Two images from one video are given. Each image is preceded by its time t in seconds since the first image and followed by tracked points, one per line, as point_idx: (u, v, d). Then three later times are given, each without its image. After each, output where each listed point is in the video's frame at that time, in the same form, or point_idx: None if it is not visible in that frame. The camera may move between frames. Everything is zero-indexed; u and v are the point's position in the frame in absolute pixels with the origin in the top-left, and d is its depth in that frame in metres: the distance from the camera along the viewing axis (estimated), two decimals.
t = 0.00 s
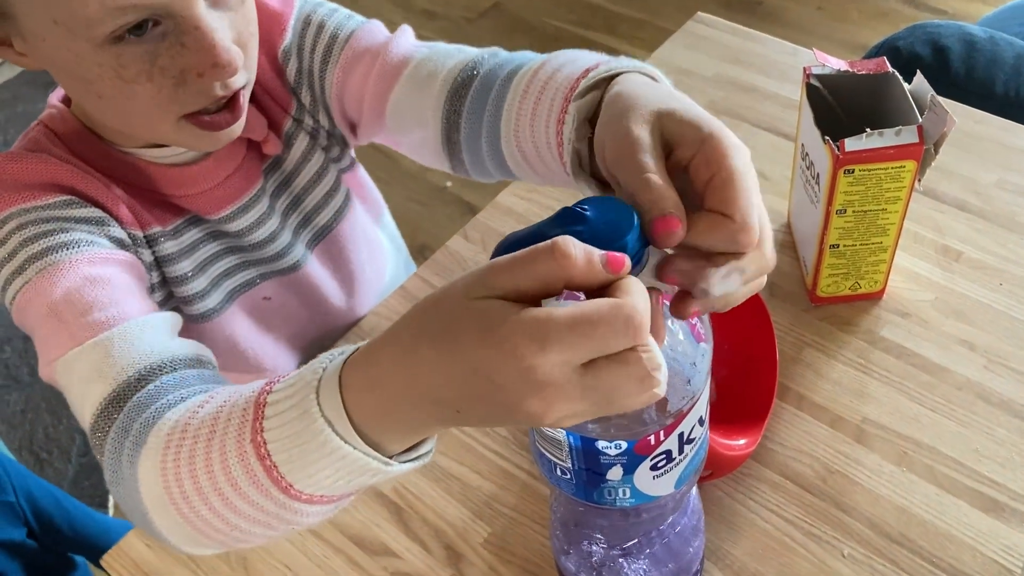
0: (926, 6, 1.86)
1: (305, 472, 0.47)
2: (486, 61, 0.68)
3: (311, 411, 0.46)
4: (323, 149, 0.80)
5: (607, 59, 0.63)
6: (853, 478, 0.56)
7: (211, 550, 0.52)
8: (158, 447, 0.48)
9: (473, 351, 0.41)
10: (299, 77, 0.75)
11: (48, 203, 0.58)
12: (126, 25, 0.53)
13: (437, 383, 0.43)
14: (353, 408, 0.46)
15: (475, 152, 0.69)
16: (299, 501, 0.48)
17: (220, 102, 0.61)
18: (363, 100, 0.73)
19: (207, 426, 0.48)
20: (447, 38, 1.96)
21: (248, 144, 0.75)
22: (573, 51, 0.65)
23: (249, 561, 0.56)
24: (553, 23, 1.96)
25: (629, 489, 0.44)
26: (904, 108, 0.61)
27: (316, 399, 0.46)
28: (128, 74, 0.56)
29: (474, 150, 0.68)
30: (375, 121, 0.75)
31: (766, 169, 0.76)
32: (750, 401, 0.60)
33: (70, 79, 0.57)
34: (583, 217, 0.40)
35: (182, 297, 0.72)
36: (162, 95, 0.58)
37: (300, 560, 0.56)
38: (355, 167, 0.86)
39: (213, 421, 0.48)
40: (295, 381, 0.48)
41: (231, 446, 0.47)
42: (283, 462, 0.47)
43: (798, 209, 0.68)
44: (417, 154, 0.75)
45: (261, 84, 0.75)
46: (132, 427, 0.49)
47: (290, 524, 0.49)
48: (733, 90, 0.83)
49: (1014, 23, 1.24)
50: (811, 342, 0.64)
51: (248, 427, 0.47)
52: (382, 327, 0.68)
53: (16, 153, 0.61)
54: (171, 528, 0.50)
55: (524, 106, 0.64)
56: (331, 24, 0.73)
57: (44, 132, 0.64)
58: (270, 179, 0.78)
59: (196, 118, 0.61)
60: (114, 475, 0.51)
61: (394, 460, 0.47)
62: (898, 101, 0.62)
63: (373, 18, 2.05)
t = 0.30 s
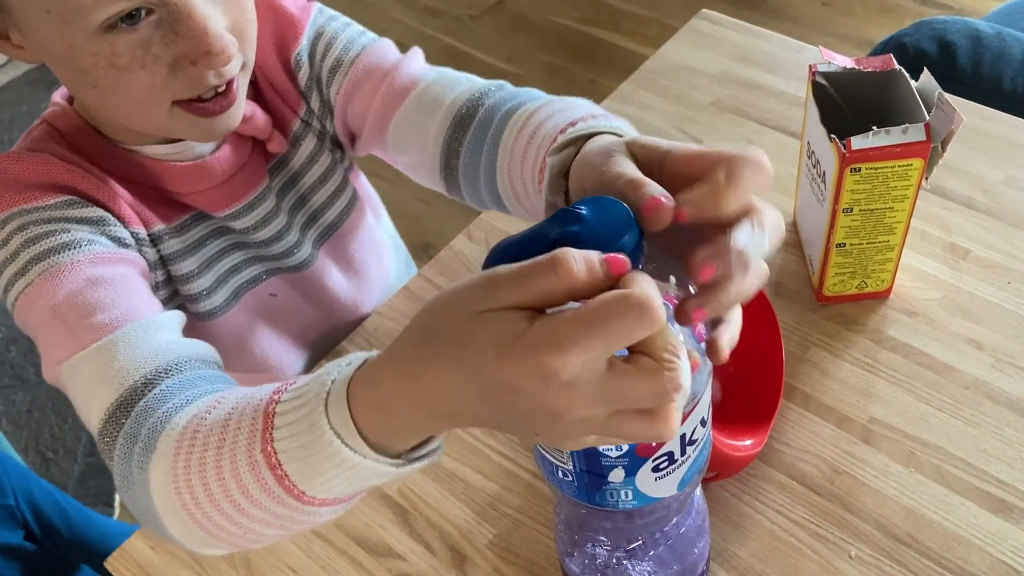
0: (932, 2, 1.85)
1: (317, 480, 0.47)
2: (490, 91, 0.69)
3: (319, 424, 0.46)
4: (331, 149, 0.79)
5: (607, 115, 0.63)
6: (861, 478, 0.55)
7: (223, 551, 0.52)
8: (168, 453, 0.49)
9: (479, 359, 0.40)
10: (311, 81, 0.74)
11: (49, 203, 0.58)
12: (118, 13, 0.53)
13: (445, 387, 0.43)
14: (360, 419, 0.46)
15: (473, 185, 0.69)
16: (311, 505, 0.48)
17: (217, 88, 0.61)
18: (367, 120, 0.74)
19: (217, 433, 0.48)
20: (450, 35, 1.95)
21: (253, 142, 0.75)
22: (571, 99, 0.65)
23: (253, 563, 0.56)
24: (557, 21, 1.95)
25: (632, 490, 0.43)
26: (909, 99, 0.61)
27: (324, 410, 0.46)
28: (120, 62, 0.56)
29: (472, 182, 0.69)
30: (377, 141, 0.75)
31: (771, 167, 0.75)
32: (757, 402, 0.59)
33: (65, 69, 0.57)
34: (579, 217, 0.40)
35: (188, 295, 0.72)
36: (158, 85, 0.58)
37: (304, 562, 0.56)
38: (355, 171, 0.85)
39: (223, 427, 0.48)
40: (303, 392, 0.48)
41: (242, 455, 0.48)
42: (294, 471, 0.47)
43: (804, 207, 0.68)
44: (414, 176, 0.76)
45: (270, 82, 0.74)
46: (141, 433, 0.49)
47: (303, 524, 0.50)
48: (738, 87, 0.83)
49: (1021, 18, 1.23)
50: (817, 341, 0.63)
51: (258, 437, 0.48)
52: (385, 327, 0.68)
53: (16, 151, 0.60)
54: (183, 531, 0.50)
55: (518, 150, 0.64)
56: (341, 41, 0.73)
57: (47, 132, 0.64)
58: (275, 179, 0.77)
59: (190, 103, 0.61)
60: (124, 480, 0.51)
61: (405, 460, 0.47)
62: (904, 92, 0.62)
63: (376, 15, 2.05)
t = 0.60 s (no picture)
0: None
1: (308, 487, 0.47)
2: (496, 107, 0.69)
3: (311, 430, 0.47)
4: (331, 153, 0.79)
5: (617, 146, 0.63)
6: (868, 479, 0.55)
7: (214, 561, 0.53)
8: (162, 463, 0.49)
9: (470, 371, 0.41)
10: (315, 87, 0.74)
11: (43, 211, 0.58)
12: (104, 7, 0.53)
13: (435, 394, 0.43)
14: (352, 427, 0.46)
15: (474, 200, 0.69)
16: (301, 514, 0.49)
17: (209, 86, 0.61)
18: (371, 130, 0.74)
19: (211, 441, 0.49)
20: (456, 34, 1.95)
21: (250, 146, 0.75)
22: (581, 122, 0.66)
23: (260, 564, 0.56)
24: (563, 18, 1.95)
25: (630, 494, 0.43)
26: (917, 97, 0.61)
27: (316, 417, 0.47)
28: (111, 61, 0.56)
29: (474, 197, 0.69)
30: (380, 153, 0.75)
31: (777, 166, 0.75)
32: (758, 399, 0.60)
33: (58, 66, 0.57)
34: (580, 215, 0.38)
35: (184, 299, 0.72)
36: (151, 83, 0.58)
37: (311, 564, 0.56)
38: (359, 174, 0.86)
39: (217, 435, 0.49)
40: (296, 400, 0.48)
41: (234, 462, 0.48)
42: (285, 479, 0.48)
43: (811, 207, 0.68)
44: (416, 188, 0.76)
45: (274, 84, 0.74)
46: (135, 443, 0.50)
47: (294, 533, 0.50)
48: (744, 86, 0.82)
49: None
50: (825, 341, 0.63)
51: (250, 445, 0.48)
52: (391, 328, 0.68)
53: (12, 159, 0.61)
54: (175, 539, 0.51)
55: (525, 168, 0.65)
56: (347, 50, 0.73)
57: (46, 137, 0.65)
58: (273, 183, 0.77)
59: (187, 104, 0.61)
60: (118, 489, 0.51)
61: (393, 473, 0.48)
62: (912, 90, 0.62)
63: (381, 14, 2.04)
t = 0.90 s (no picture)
0: None
1: (297, 519, 0.47)
2: (513, 115, 0.68)
3: (305, 457, 0.47)
4: (343, 164, 0.79)
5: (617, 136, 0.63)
6: (875, 478, 0.55)
7: None
8: (158, 501, 0.49)
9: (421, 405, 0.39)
10: (330, 95, 0.74)
11: (53, 233, 0.59)
12: (96, 6, 0.54)
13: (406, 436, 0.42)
14: (345, 462, 0.46)
15: (486, 209, 0.69)
16: (289, 549, 0.48)
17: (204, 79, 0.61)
18: (386, 136, 0.74)
19: (207, 478, 0.49)
20: (460, 32, 1.95)
21: (262, 155, 0.75)
22: (591, 125, 0.65)
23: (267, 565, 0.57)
24: (567, 16, 1.95)
25: (634, 501, 0.43)
26: (923, 95, 0.61)
27: (310, 445, 0.47)
28: (103, 56, 0.56)
29: (486, 206, 0.68)
30: (395, 160, 0.75)
31: (783, 164, 0.75)
32: (766, 400, 0.59)
33: (54, 65, 0.58)
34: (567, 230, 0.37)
35: (187, 311, 0.72)
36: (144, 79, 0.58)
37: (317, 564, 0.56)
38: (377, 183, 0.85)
39: (212, 474, 0.49)
40: (290, 430, 0.49)
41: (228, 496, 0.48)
42: (276, 509, 0.48)
43: (817, 206, 0.68)
44: (430, 195, 0.75)
45: (289, 94, 0.75)
46: (134, 480, 0.50)
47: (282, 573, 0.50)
48: (750, 84, 0.82)
49: None
50: (832, 340, 0.63)
51: (245, 479, 0.48)
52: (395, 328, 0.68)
53: (22, 176, 0.62)
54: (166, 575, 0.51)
55: (536, 175, 0.64)
56: (365, 55, 0.73)
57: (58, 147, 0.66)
58: (284, 192, 0.77)
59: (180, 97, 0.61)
60: (114, 525, 0.52)
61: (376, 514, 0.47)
62: (919, 88, 0.61)
63: (386, 12, 2.04)
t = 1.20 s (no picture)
0: None
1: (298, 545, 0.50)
2: (518, 124, 0.68)
3: (313, 489, 0.49)
4: (345, 172, 0.79)
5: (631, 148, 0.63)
6: (876, 477, 0.55)
7: None
8: (166, 521, 0.51)
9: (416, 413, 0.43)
10: (335, 102, 0.74)
11: (54, 248, 0.60)
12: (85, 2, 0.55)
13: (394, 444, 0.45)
14: (348, 488, 0.49)
15: (491, 218, 0.69)
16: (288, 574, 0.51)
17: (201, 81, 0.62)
18: (391, 144, 0.74)
19: (214, 502, 0.51)
20: (463, 30, 1.95)
21: (263, 163, 0.75)
22: (598, 136, 0.65)
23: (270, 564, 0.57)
24: (570, 14, 1.95)
25: (625, 507, 0.43)
26: (926, 94, 0.61)
27: (318, 477, 0.49)
28: (93, 55, 0.57)
29: (492, 215, 0.69)
30: (399, 168, 0.75)
31: (785, 162, 0.75)
32: (767, 403, 0.59)
33: (48, 65, 0.59)
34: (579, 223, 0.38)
35: (188, 319, 0.73)
36: (134, 77, 0.58)
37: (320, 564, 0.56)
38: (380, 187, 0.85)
39: (220, 496, 0.51)
40: (296, 460, 0.51)
41: (234, 523, 0.50)
42: (281, 536, 0.50)
43: (819, 205, 0.67)
44: (434, 204, 0.76)
45: (293, 102, 0.74)
46: (142, 499, 0.52)
47: None
48: (752, 82, 0.82)
49: None
50: (834, 339, 0.63)
51: (251, 509, 0.50)
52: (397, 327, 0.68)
53: (23, 189, 0.63)
54: None
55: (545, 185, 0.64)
56: (370, 62, 0.73)
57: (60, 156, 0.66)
58: (285, 199, 0.77)
59: (172, 97, 0.61)
60: (120, 540, 0.53)
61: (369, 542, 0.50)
62: (922, 87, 0.62)
63: (389, 11, 2.04)
